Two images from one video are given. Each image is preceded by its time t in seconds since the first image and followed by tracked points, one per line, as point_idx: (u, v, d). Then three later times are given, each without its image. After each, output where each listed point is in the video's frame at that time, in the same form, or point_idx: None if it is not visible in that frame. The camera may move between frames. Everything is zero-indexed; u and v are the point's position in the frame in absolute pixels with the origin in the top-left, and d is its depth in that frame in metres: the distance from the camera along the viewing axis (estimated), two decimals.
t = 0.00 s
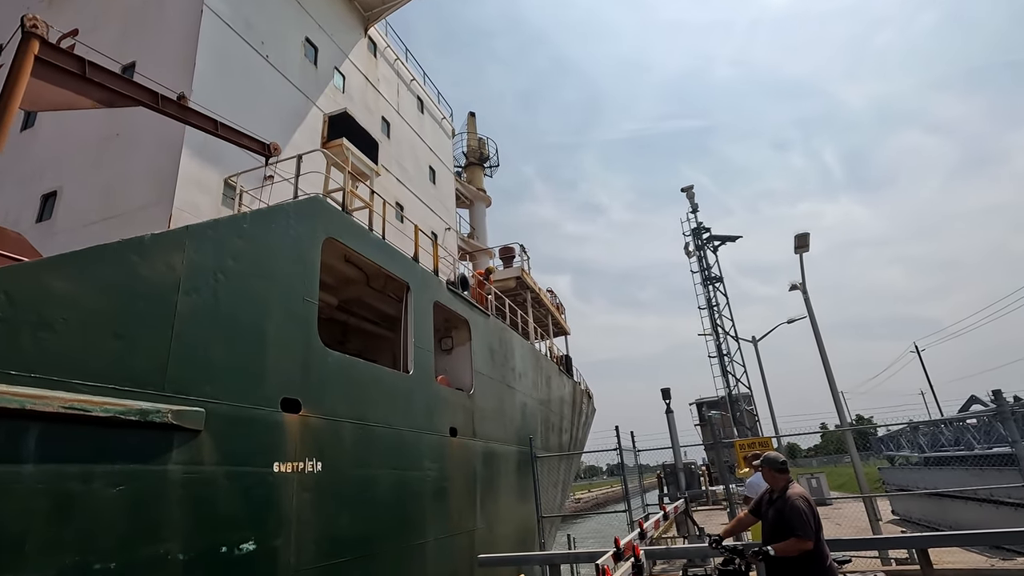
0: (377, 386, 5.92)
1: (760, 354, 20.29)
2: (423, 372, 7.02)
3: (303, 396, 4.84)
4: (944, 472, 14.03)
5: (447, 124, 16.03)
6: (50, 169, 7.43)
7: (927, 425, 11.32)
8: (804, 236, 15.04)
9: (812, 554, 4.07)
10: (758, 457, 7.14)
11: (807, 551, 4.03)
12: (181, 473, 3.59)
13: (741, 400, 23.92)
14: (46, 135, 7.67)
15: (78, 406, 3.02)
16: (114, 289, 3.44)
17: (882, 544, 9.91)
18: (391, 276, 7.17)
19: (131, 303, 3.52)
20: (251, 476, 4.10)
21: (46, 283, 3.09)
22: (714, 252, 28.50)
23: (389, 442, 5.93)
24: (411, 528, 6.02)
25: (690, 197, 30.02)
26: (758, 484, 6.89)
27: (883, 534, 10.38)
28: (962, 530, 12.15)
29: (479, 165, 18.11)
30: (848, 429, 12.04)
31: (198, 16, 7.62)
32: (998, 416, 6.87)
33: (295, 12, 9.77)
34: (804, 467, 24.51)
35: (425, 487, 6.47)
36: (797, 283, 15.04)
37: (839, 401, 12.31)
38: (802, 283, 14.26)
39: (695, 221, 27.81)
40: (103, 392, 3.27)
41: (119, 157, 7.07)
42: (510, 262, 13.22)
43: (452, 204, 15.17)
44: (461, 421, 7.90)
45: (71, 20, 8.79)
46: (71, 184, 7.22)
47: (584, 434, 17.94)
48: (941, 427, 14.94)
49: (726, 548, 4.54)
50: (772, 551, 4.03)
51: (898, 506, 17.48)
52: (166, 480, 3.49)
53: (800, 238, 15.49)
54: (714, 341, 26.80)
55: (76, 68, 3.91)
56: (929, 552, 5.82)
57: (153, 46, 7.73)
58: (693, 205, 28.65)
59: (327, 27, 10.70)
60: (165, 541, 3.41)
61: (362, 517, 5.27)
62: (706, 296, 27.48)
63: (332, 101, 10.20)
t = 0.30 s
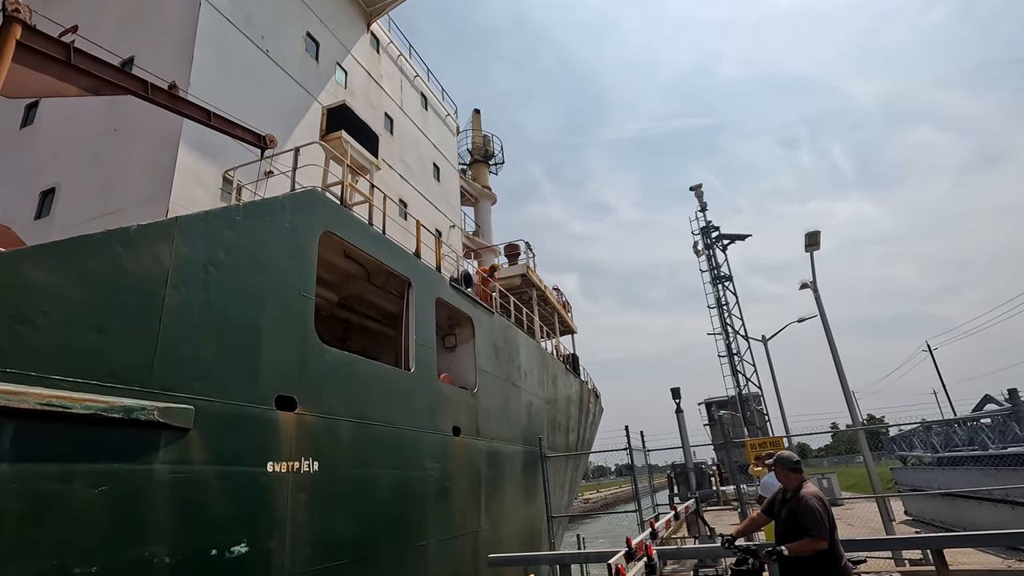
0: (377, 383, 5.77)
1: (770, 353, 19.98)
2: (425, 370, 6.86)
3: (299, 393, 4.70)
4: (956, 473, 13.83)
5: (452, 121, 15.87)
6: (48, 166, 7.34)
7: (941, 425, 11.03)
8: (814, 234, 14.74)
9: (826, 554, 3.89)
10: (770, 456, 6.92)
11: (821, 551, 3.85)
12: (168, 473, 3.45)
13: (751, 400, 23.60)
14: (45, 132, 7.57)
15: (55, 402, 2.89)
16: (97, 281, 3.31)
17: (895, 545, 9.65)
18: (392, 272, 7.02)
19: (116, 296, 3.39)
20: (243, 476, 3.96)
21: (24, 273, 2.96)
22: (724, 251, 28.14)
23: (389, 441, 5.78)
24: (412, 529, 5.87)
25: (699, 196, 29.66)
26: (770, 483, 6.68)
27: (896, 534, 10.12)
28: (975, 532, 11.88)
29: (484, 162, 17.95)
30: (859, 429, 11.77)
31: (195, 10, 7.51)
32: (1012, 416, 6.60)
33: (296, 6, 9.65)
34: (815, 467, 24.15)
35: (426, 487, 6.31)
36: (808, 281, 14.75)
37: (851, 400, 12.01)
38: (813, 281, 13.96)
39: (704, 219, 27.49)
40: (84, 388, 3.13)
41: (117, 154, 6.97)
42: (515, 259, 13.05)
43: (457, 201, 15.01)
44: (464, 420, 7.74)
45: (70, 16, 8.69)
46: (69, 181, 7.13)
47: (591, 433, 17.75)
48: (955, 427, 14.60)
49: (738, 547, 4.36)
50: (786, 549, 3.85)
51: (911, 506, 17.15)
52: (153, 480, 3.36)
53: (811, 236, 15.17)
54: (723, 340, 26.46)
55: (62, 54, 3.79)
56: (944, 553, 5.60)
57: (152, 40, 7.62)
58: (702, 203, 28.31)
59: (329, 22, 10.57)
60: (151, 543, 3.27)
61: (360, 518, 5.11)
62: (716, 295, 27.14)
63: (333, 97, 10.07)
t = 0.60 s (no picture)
0: (375, 382, 5.61)
1: (780, 352, 19.66)
2: (425, 368, 6.69)
3: (293, 391, 4.55)
4: (969, 474, 13.51)
5: (456, 118, 15.73)
6: (47, 163, 7.26)
7: (957, 425, 10.74)
8: (825, 233, 14.48)
9: (841, 555, 3.69)
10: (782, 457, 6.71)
11: (836, 553, 3.65)
12: (152, 474, 3.31)
13: (761, 400, 23.29)
14: (43, 129, 7.50)
15: (31, 399, 2.77)
16: (77, 274, 3.18)
17: (909, 547, 9.39)
18: (393, 269, 6.87)
19: (98, 289, 3.25)
20: (233, 476, 3.82)
21: None
22: (733, 250, 27.81)
23: (388, 441, 5.62)
24: (411, 532, 5.71)
25: (708, 194, 29.35)
26: (782, 484, 6.47)
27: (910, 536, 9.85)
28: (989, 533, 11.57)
29: (489, 160, 17.81)
30: (871, 430, 11.50)
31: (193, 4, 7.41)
32: None
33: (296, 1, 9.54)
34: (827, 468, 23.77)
35: (428, 488, 6.15)
36: (818, 279, 14.48)
37: (863, 400, 11.75)
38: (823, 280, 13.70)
39: (713, 218, 27.18)
40: (63, 385, 3.00)
41: (114, 150, 6.87)
42: (520, 257, 12.88)
43: (461, 199, 14.87)
44: (467, 420, 7.57)
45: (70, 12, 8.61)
46: (68, 178, 7.04)
47: (598, 433, 17.54)
48: (969, 427, 14.28)
49: (750, 549, 4.17)
50: (799, 551, 3.66)
51: (923, 507, 16.79)
52: (136, 481, 3.23)
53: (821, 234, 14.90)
54: (732, 340, 26.15)
55: (46, 42, 3.65)
56: (959, 555, 5.36)
57: (150, 34, 7.52)
58: (710, 202, 28.01)
59: (330, 18, 10.46)
60: (133, 548, 3.13)
61: (358, 520, 4.96)
62: (725, 294, 26.84)
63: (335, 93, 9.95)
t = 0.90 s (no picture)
0: (372, 380, 5.46)
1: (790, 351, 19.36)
2: (425, 366, 6.53)
3: (286, 390, 4.41)
4: (982, 475, 13.19)
5: (460, 116, 15.59)
6: (44, 162, 7.18)
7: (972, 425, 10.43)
8: (834, 231, 14.21)
9: (855, 558, 3.50)
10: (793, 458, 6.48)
11: (850, 556, 3.46)
12: (135, 476, 3.18)
13: (770, 400, 22.97)
14: (41, 128, 7.42)
15: (4, 398, 2.63)
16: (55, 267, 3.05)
17: (923, 549, 9.11)
18: (393, 266, 6.73)
19: (78, 283, 3.13)
20: (222, 478, 3.68)
21: None
22: (741, 250, 27.47)
23: (386, 441, 5.46)
24: (410, 534, 5.55)
25: (715, 194, 29.05)
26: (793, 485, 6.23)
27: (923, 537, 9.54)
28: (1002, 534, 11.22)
29: (494, 158, 17.66)
30: (883, 430, 11.22)
31: None
32: None
33: None
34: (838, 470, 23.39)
35: (428, 489, 5.99)
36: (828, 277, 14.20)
37: (874, 399, 11.47)
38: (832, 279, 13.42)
39: (720, 218, 26.88)
40: (39, 383, 2.87)
41: (111, 147, 6.77)
42: (524, 255, 12.71)
43: (465, 197, 14.72)
44: (468, 419, 7.40)
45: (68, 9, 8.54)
46: (64, 176, 6.95)
47: (605, 433, 17.32)
48: (982, 427, 13.93)
49: (761, 551, 3.98)
50: (811, 553, 3.47)
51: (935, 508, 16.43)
52: (117, 483, 3.09)
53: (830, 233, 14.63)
54: (741, 340, 25.86)
55: (26, 28, 3.55)
56: (973, 556, 5.05)
57: (147, 29, 7.43)
58: (718, 201, 27.75)
59: (330, 13, 10.35)
60: (113, 552, 3.00)
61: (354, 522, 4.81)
62: (733, 294, 26.53)
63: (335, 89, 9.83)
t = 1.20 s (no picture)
0: (369, 380, 5.31)
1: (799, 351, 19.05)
2: (424, 365, 6.37)
3: (277, 389, 4.27)
4: (995, 476, 12.89)
5: (463, 114, 15.46)
6: (40, 160, 7.10)
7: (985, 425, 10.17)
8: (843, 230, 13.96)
9: (868, 561, 3.31)
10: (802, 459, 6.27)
11: (861, 558, 3.27)
12: (114, 478, 3.05)
13: (779, 400, 22.66)
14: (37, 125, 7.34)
15: None
16: (29, 259, 2.92)
17: (935, 552, 8.86)
18: (392, 263, 6.58)
19: (54, 275, 3.00)
20: (208, 479, 3.54)
21: None
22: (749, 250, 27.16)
23: (383, 442, 5.31)
24: (408, 537, 5.39)
25: (722, 194, 28.77)
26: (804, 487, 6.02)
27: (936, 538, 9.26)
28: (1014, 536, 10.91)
29: (498, 156, 17.51)
30: (894, 431, 10.95)
31: None
32: None
33: None
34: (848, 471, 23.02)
35: (427, 491, 5.84)
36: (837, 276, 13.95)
37: (884, 399, 11.23)
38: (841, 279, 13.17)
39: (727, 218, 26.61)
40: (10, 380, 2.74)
41: (106, 143, 6.68)
42: (528, 253, 12.54)
43: (469, 196, 14.58)
44: (469, 419, 7.24)
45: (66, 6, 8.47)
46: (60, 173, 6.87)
47: (611, 434, 17.10)
48: (995, 427, 13.61)
49: (770, 552, 3.79)
50: (822, 554, 3.28)
51: (947, 510, 16.10)
52: (94, 485, 2.96)
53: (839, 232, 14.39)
54: (750, 341, 25.55)
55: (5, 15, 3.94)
56: (988, 558, 4.80)
57: (143, 24, 7.33)
58: (726, 201, 27.48)
59: (330, 9, 10.25)
60: (89, 557, 2.88)
61: (348, 526, 4.65)
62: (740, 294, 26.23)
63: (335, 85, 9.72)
